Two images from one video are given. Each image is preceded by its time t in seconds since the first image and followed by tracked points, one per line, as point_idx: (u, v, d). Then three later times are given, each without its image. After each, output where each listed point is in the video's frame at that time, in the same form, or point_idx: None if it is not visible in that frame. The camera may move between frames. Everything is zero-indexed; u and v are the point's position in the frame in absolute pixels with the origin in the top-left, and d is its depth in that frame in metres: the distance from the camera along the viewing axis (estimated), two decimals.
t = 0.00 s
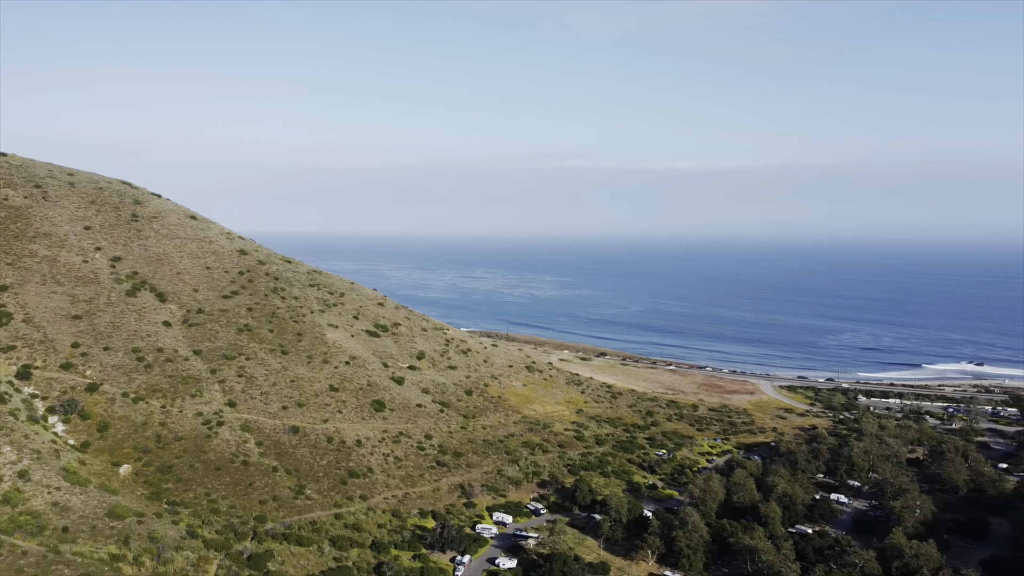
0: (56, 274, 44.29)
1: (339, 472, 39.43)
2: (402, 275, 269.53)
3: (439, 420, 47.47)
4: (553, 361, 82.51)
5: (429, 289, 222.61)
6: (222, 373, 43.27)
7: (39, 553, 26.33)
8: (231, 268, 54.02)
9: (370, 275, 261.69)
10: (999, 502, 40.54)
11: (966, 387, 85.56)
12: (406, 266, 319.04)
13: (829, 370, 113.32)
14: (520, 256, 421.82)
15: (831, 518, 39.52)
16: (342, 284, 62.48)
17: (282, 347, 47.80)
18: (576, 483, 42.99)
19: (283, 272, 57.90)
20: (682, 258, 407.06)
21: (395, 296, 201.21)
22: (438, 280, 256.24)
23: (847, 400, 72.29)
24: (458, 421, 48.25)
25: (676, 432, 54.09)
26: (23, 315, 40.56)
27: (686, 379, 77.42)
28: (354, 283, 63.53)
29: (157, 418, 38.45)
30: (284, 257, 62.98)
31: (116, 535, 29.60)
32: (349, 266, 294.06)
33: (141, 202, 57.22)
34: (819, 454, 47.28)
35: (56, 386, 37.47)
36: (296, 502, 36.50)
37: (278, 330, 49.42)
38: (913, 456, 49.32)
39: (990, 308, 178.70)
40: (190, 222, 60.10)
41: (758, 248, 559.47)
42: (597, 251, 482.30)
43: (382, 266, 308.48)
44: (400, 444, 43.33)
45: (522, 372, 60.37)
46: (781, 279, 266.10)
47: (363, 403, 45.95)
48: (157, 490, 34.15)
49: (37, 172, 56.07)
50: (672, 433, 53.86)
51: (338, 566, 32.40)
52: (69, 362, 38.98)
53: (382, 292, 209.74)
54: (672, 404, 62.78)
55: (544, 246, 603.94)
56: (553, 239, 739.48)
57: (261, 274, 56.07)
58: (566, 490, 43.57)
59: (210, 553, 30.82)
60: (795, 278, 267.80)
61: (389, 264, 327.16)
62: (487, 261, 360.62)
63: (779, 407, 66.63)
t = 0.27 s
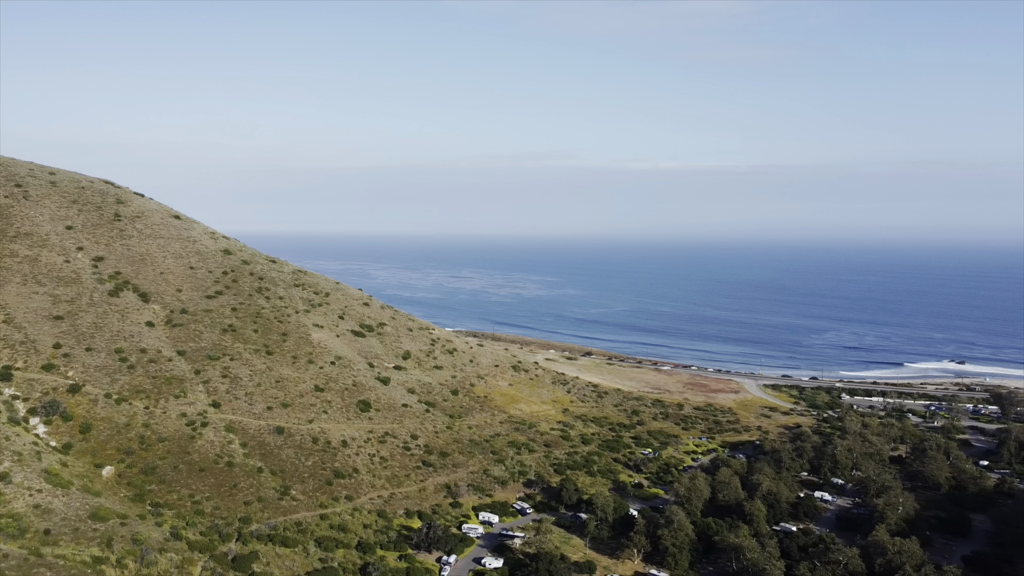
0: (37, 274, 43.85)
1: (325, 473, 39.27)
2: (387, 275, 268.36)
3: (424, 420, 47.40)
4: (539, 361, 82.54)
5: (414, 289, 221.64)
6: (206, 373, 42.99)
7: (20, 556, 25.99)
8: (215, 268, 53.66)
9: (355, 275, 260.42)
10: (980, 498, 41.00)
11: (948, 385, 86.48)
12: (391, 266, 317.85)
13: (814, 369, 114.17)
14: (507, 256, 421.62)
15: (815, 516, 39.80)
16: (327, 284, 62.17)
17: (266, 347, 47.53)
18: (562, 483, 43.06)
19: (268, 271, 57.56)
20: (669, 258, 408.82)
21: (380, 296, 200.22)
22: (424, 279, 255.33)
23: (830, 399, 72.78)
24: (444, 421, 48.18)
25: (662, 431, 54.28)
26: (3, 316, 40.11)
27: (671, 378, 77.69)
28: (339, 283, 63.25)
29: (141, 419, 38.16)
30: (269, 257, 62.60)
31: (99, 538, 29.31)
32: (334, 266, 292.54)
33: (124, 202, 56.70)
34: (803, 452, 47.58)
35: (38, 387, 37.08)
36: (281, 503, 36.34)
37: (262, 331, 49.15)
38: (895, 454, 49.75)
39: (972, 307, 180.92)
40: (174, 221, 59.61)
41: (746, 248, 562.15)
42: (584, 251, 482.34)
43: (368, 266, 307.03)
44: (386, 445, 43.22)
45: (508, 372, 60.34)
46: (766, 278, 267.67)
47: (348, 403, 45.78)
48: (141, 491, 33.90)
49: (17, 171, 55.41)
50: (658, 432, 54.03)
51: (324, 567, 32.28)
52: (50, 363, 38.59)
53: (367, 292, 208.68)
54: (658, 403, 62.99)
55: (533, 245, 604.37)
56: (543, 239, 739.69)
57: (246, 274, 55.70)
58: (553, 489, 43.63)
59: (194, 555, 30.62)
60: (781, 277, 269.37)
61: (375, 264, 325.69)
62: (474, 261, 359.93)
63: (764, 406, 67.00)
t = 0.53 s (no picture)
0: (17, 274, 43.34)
1: (310, 473, 39.10)
2: (373, 275, 267.43)
3: (410, 420, 47.32)
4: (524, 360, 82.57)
5: (400, 289, 220.82)
6: (190, 374, 42.72)
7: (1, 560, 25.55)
8: (199, 268, 53.30)
9: (340, 275, 259.28)
10: (962, 495, 41.43)
11: (931, 383, 87.40)
12: (377, 266, 316.78)
13: (798, 368, 115.07)
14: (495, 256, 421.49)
15: (799, 513, 40.08)
16: (312, 284, 61.88)
17: (251, 348, 47.28)
18: (548, 482, 43.11)
19: (252, 272, 57.22)
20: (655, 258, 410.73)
21: (366, 296, 199.25)
22: (410, 279, 254.61)
23: (814, 397, 73.30)
24: (430, 421, 48.11)
25: (647, 430, 54.49)
26: None
27: (656, 377, 77.97)
28: (324, 283, 62.97)
29: (124, 421, 37.86)
30: (253, 257, 62.22)
31: (82, 540, 28.96)
32: (319, 266, 290.92)
33: (106, 201, 56.11)
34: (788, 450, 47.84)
35: (19, 389, 36.62)
36: (266, 504, 36.14)
37: (247, 331, 48.90)
38: (878, 451, 50.17)
39: (953, 306, 183.26)
40: (157, 221, 59.09)
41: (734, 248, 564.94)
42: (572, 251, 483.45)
43: (354, 266, 305.73)
44: (371, 445, 43.11)
45: (494, 372, 60.33)
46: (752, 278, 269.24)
47: (334, 404, 45.63)
48: (124, 494, 33.58)
49: None
50: (643, 431, 54.21)
51: (309, 568, 32.16)
52: (32, 365, 38.16)
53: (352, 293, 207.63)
54: (643, 402, 63.23)
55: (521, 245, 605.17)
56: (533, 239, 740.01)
57: (230, 274, 55.35)
58: (539, 488, 43.69)
59: (178, 558, 30.36)
60: (767, 277, 270.94)
61: (361, 264, 324.32)
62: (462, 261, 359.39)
63: (749, 405, 67.39)
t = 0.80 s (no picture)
0: None
1: (295, 474, 38.94)
2: (359, 275, 266.36)
3: (396, 420, 47.23)
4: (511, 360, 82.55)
5: (385, 289, 219.85)
6: (173, 375, 42.44)
7: None
8: (182, 268, 52.94)
9: (324, 276, 257.93)
10: (943, 492, 41.86)
11: (913, 381, 88.36)
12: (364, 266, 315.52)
13: (783, 367, 115.90)
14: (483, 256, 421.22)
15: (784, 511, 40.33)
16: (297, 284, 61.57)
17: (235, 349, 47.01)
18: (534, 482, 43.13)
19: (236, 272, 56.88)
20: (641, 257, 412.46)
21: (351, 296, 198.19)
22: (396, 280, 253.68)
23: (798, 396, 73.82)
24: (416, 421, 48.03)
25: (633, 429, 54.69)
26: None
27: (642, 376, 78.25)
28: (309, 283, 62.69)
29: (106, 423, 37.52)
30: (237, 257, 61.83)
31: (63, 543, 28.65)
32: (304, 266, 289.34)
33: (88, 201, 55.57)
34: (773, 448, 48.11)
35: None
36: (250, 506, 35.93)
37: (231, 332, 48.62)
38: (862, 449, 50.56)
39: (935, 304, 185.50)
40: (140, 221, 58.61)
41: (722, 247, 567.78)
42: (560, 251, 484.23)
43: (340, 266, 304.29)
44: (357, 445, 42.98)
45: (480, 372, 60.32)
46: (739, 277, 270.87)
47: (319, 404, 45.45)
48: (107, 496, 33.29)
49: None
50: (629, 430, 54.39)
51: (294, 570, 32.01)
52: (12, 366, 37.73)
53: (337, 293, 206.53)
54: (628, 401, 63.44)
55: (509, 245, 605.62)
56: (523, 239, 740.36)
57: (214, 275, 54.98)
58: (525, 488, 43.71)
59: (162, 560, 30.11)
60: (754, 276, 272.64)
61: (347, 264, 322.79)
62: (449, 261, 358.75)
63: (733, 404, 67.77)
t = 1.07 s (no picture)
0: None
1: (280, 475, 38.76)
2: (344, 275, 265.13)
3: (381, 421, 47.10)
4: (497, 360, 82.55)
5: (371, 289, 219.07)
6: (157, 376, 42.16)
7: None
8: (166, 268, 52.56)
9: (310, 275, 256.66)
10: (925, 489, 42.26)
11: (896, 380, 89.20)
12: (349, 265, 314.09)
13: (768, 366, 116.72)
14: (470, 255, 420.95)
15: (768, 509, 40.56)
16: (282, 284, 61.27)
17: (220, 349, 46.73)
18: (520, 481, 43.15)
19: (220, 272, 56.54)
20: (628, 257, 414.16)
21: (337, 296, 197.27)
22: (382, 280, 252.72)
23: (782, 394, 74.26)
24: (401, 422, 47.93)
25: (619, 429, 54.89)
26: None
27: (627, 375, 78.50)
28: (294, 283, 62.42)
29: (89, 424, 37.20)
30: (222, 257, 61.45)
31: (45, 546, 28.35)
32: (289, 266, 287.56)
33: (69, 200, 55.03)
34: (758, 447, 48.35)
35: None
36: (235, 507, 35.73)
37: (215, 332, 48.32)
38: (845, 447, 50.93)
39: (918, 303, 187.75)
40: (123, 220, 58.13)
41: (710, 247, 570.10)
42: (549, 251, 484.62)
43: (326, 266, 302.86)
44: (342, 446, 42.85)
45: (466, 372, 60.29)
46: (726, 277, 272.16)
47: (304, 404, 45.26)
48: (89, 498, 32.96)
49: None
50: (615, 429, 54.55)
51: (279, 571, 31.85)
52: None
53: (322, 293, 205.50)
54: (614, 401, 63.68)
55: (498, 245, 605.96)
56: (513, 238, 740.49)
57: (197, 275, 54.60)
58: (511, 488, 43.74)
59: (145, 562, 29.86)
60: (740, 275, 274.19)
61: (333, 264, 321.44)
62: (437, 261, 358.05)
63: (719, 403, 68.12)
